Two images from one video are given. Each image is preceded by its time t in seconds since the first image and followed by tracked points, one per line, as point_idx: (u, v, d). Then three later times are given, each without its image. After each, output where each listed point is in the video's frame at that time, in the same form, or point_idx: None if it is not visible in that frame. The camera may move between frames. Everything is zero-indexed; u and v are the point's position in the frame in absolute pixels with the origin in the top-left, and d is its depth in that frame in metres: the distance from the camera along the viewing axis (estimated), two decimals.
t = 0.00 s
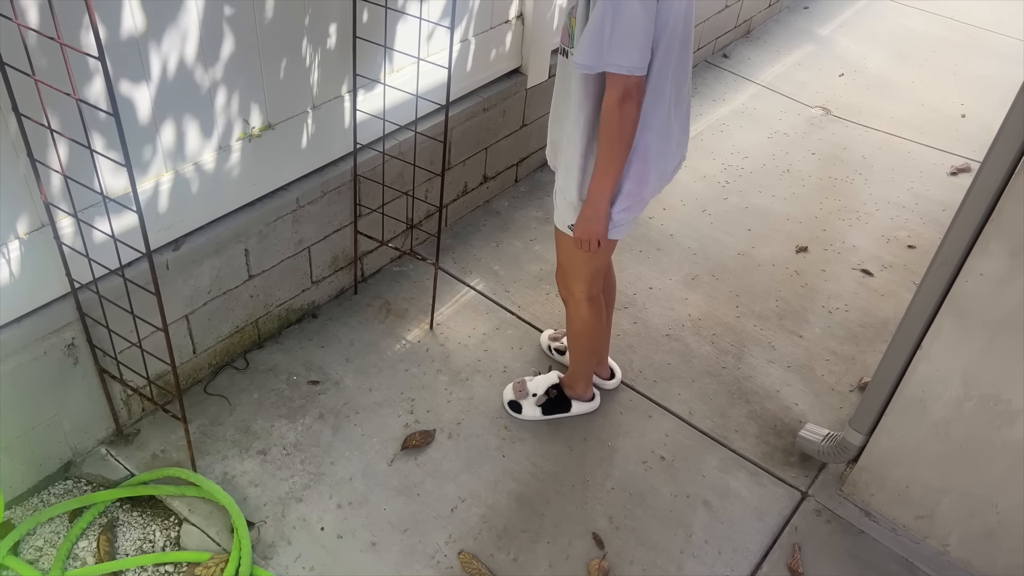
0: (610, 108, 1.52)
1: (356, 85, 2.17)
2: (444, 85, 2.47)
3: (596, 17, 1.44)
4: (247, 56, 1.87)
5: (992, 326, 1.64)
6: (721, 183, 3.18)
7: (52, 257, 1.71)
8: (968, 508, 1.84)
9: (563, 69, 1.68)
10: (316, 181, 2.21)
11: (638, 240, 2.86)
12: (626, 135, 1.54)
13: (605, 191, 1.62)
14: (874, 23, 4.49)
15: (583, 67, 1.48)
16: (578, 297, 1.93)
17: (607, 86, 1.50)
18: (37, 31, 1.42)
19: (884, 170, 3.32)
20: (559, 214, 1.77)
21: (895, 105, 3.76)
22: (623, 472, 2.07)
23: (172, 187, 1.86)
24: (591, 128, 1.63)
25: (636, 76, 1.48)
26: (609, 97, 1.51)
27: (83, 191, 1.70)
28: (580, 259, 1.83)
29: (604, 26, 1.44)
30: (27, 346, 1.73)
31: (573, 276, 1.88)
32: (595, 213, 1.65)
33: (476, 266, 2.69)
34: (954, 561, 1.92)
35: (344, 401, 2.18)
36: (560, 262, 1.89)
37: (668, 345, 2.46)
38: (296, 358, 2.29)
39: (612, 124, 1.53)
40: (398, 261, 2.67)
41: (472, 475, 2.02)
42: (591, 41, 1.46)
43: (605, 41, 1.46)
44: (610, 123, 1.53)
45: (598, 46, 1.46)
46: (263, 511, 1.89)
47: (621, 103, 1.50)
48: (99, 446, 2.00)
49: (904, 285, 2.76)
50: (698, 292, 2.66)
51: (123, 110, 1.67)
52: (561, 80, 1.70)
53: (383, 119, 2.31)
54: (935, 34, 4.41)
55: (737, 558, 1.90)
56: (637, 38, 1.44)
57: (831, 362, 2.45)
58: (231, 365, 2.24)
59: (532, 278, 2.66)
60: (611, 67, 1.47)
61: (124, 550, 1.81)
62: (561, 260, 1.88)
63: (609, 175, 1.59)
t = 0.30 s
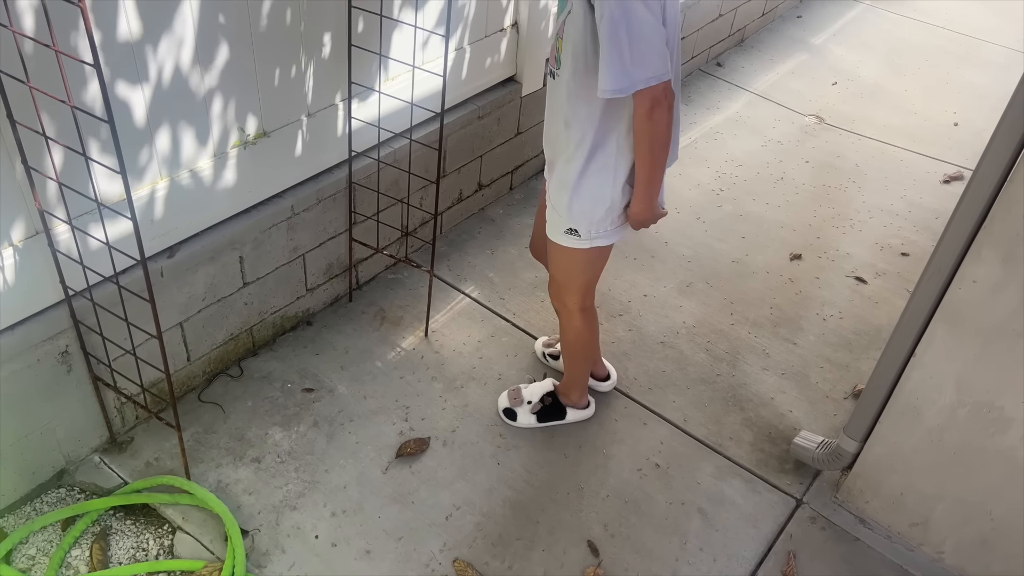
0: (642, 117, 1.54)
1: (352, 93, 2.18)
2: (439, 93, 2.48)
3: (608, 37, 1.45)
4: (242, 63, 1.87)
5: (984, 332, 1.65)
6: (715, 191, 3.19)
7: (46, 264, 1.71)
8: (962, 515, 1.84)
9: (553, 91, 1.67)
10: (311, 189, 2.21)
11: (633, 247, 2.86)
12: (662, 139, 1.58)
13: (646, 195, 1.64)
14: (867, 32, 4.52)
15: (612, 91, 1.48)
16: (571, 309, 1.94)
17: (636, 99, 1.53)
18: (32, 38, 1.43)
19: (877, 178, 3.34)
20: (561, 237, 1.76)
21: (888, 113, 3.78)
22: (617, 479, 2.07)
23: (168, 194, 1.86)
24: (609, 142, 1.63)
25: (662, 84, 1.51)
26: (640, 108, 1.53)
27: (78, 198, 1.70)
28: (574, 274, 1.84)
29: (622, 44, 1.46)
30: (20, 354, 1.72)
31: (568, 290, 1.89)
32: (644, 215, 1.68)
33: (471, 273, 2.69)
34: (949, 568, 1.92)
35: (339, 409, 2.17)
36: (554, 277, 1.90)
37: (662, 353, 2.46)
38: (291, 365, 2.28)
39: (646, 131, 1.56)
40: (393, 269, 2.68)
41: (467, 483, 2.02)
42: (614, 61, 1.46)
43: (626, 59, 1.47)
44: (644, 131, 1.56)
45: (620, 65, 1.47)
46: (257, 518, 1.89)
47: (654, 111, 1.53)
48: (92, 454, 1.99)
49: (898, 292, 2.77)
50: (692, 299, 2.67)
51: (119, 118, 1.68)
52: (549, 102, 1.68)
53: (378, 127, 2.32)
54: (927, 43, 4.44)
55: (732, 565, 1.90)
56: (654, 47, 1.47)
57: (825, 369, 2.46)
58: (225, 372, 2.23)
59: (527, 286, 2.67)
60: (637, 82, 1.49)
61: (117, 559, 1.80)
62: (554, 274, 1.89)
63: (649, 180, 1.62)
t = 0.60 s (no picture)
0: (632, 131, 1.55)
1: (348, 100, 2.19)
2: (436, 100, 2.49)
3: (616, 45, 1.44)
4: (238, 69, 1.88)
5: (980, 338, 1.66)
6: (711, 198, 3.20)
7: (42, 271, 1.71)
8: (959, 521, 1.85)
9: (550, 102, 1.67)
10: (308, 196, 2.22)
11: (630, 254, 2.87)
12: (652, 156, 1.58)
13: (635, 213, 1.65)
14: (862, 40, 4.55)
15: (608, 98, 1.48)
16: (564, 319, 1.95)
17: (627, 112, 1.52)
18: (29, 45, 1.43)
19: (872, 185, 3.35)
20: (552, 248, 1.77)
21: (882, 120, 3.80)
22: (614, 486, 2.07)
23: (161, 201, 1.86)
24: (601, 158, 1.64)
25: (655, 97, 1.51)
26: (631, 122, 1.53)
27: (75, 205, 1.70)
28: (566, 283, 1.85)
29: (628, 53, 1.45)
30: (16, 361, 1.72)
31: (560, 301, 1.91)
32: (636, 235, 1.68)
33: (468, 280, 2.69)
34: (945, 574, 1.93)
35: (335, 415, 2.17)
36: (547, 288, 1.91)
37: (659, 359, 2.47)
38: (287, 372, 2.28)
39: (636, 146, 1.56)
40: (390, 275, 2.68)
41: (464, 489, 2.02)
42: (615, 70, 1.46)
43: (627, 68, 1.46)
44: (635, 147, 1.56)
45: (621, 73, 1.46)
46: (254, 526, 1.88)
47: (645, 127, 1.54)
48: (88, 461, 1.99)
49: (894, 298, 2.78)
50: (689, 306, 2.67)
51: (116, 125, 1.68)
52: (545, 113, 1.69)
53: (376, 134, 2.32)
54: (921, 51, 4.47)
55: (729, 571, 1.90)
56: (656, 59, 1.47)
57: (821, 375, 2.46)
58: (221, 379, 2.23)
59: (524, 292, 2.67)
60: (636, 92, 1.49)
61: (112, 567, 1.80)
62: (546, 285, 1.90)
63: (638, 197, 1.62)
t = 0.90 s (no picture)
0: (630, 129, 1.54)
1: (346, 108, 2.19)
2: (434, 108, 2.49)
3: (631, 38, 1.44)
4: (232, 78, 1.88)
5: (976, 345, 1.66)
6: (707, 205, 3.21)
7: (37, 279, 1.70)
8: (956, 528, 1.85)
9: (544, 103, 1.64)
10: (306, 203, 2.22)
11: (627, 261, 2.87)
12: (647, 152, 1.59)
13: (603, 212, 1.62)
14: (857, 48, 4.57)
15: (630, 89, 1.47)
16: (562, 325, 1.95)
17: (631, 107, 1.51)
18: (25, 53, 1.43)
19: (868, 192, 3.36)
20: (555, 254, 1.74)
21: (877, 128, 3.82)
22: (612, 494, 2.07)
23: (152, 211, 1.86)
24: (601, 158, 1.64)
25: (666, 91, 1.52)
26: (633, 119, 1.52)
27: (71, 214, 1.70)
28: (565, 291, 1.85)
29: (642, 46, 1.45)
30: (11, 370, 1.71)
31: (558, 309, 1.90)
32: (585, 230, 1.63)
33: (465, 287, 2.69)
34: None
35: (332, 424, 2.17)
36: (544, 296, 1.90)
37: (656, 366, 2.47)
38: (284, 380, 2.28)
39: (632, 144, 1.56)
40: (387, 283, 2.68)
41: (461, 498, 2.01)
42: (631, 62, 1.45)
43: (643, 59, 1.46)
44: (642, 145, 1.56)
45: (637, 65, 1.46)
46: (250, 535, 1.87)
47: (648, 125, 1.54)
48: (83, 470, 1.98)
49: (890, 305, 2.79)
50: (686, 312, 2.68)
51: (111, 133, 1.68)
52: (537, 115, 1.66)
53: (373, 142, 2.32)
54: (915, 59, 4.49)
55: None
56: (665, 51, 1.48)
57: (818, 382, 2.47)
58: (218, 388, 2.22)
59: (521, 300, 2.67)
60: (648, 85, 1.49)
61: None
62: (544, 294, 1.89)
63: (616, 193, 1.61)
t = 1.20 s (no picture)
0: (640, 102, 1.55)
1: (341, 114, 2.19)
2: (430, 114, 2.49)
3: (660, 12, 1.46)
4: (228, 84, 1.88)
5: (971, 351, 1.66)
6: (702, 211, 3.21)
7: (31, 286, 1.69)
8: (952, 534, 1.85)
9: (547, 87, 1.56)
10: (301, 210, 2.22)
11: (622, 266, 2.88)
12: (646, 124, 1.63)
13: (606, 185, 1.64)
14: (852, 53, 4.58)
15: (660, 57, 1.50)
16: (549, 327, 1.94)
17: (641, 80, 1.53)
18: (18, 60, 1.43)
19: (863, 197, 3.37)
20: (537, 252, 1.75)
21: (873, 132, 3.83)
22: (607, 500, 2.07)
23: (148, 217, 1.85)
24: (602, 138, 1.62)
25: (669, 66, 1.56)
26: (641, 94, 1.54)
27: (65, 221, 1.70)
28: (546, 296, 1.84)
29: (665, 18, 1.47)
30: (5, 377, 1.71)
31: (542, 313, 1.89)
32: (587, 202, 1.62)
33: (461, 293, 2.69)
34: None
35: (327, 430, 2.16)
36: (527, 302, 1.90)
37: (652, 372, 2.47)
38: (279, 387, 2.27)
39: (635, 118, 1.57)
40: (382, 288, 2.67)
41: (457, 504, 2.01)
42: (658, 33, 1.48)
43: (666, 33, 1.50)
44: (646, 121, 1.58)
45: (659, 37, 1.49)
46: (245, 542, 1.87)
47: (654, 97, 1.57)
48: (78, 478, 1.97)
49: (885, 310, 2.79)
50: (681, 318, 2.68)
51: (105, 139, 1.68)
52: (537, 102, 1.59)
53: (368, 148, 2.33)
54: (910, 64, 4.50)
55: None
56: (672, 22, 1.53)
57: (814, 388, 2.47)
58: (213, 394, 2.22)
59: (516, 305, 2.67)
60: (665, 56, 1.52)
61: None
62: (527, 300, 1.89)
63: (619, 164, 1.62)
